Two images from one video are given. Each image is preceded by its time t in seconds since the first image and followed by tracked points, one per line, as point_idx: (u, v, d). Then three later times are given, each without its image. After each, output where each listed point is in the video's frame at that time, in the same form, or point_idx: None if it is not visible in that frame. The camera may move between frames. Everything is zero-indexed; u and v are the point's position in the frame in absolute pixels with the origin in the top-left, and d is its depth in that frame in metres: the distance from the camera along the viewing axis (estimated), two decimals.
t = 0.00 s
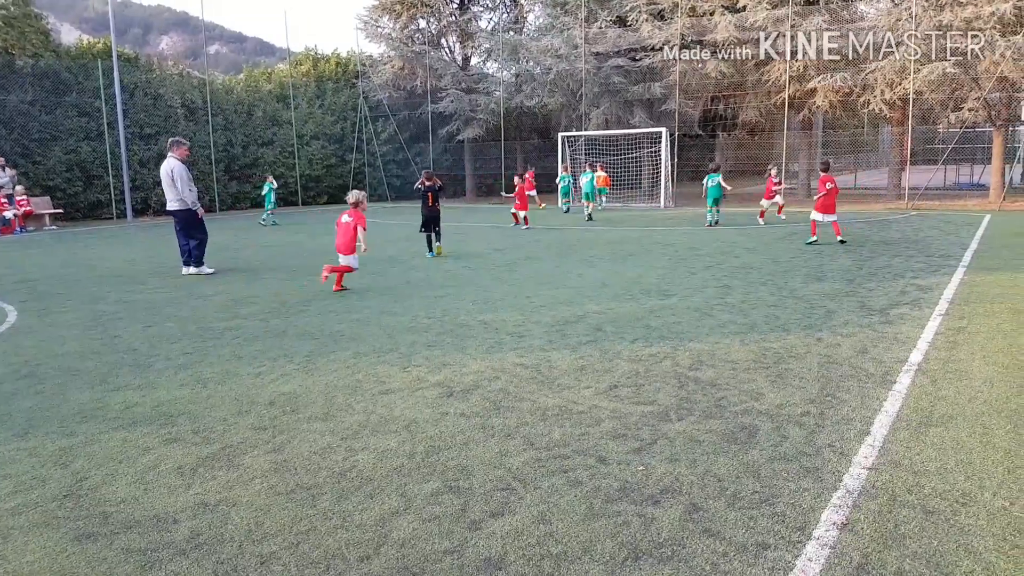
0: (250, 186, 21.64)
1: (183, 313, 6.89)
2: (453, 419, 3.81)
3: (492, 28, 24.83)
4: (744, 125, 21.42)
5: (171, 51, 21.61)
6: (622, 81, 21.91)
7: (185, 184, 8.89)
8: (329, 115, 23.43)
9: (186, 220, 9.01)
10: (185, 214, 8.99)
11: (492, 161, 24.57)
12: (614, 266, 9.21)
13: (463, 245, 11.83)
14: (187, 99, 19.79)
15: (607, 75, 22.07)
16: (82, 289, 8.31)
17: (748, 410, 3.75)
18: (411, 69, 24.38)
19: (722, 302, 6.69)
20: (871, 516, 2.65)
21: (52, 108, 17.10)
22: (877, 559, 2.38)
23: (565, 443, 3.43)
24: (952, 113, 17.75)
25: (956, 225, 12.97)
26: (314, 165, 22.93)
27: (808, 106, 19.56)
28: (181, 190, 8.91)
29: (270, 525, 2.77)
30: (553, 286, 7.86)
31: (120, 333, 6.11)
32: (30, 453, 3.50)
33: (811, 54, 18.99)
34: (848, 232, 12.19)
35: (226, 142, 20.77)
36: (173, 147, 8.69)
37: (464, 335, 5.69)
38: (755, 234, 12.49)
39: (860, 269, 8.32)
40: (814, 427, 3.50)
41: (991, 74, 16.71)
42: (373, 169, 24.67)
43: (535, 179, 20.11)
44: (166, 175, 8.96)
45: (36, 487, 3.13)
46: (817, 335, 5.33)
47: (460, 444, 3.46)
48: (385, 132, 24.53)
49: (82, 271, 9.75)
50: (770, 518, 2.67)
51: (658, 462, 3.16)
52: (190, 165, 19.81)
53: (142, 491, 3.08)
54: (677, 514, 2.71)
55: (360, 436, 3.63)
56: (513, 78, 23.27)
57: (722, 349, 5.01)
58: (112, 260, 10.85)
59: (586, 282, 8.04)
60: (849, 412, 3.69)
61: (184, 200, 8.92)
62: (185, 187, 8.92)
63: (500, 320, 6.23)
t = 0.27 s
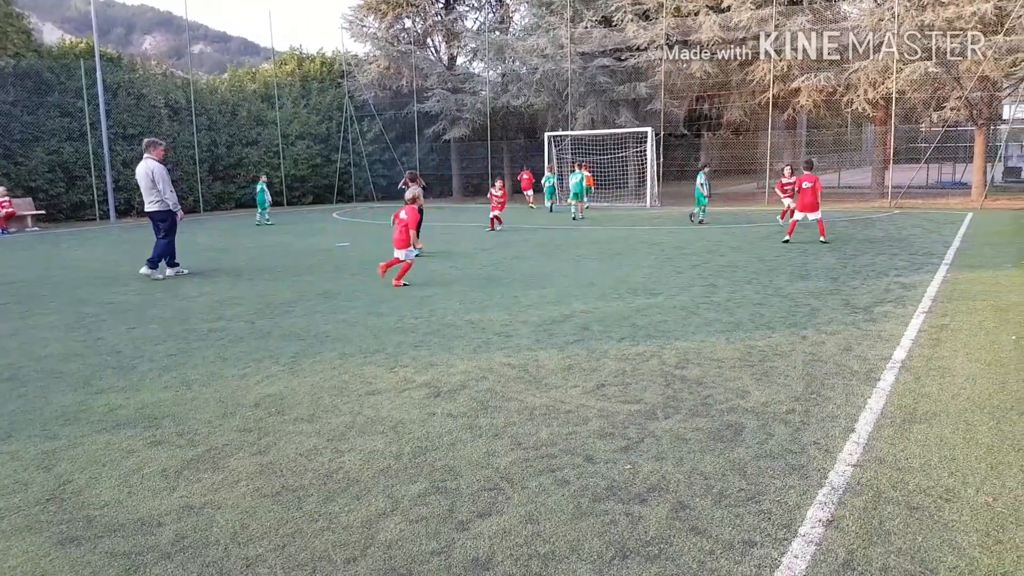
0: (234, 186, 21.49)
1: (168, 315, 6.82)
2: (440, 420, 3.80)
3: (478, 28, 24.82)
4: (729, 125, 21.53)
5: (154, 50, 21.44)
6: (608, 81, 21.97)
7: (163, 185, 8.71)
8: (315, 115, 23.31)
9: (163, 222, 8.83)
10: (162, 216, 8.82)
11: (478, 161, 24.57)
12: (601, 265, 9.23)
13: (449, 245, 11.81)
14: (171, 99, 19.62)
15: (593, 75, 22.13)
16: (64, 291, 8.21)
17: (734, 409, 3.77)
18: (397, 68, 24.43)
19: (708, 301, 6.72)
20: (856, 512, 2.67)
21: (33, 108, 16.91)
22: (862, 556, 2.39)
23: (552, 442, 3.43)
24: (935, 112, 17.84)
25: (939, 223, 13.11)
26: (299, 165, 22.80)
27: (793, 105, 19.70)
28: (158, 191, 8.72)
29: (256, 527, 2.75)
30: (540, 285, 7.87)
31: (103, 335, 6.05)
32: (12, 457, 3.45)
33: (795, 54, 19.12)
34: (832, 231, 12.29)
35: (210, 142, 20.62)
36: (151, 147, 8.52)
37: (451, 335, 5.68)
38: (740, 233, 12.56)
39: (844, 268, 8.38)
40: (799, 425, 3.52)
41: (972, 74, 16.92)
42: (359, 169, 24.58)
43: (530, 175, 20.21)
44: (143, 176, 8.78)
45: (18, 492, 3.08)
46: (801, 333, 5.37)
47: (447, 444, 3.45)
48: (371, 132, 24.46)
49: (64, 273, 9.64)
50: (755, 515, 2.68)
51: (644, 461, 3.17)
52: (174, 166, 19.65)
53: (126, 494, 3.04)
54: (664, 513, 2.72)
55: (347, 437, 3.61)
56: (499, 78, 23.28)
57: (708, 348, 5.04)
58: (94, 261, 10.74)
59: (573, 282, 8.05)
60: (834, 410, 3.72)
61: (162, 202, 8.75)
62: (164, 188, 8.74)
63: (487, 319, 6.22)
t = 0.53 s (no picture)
0: (220, 187, 21.34)
1: (154, 315, 6.77)
2: (427, 421, 3.78)
3: (465, 29, 24.81)
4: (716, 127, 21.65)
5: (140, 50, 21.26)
6: (595, 83, 22.05)
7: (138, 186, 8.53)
8: (301, 115, 23.21)
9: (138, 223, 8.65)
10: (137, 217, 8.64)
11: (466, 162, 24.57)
12: (588, 266, 9.24)
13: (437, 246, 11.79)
14: (157, 99, 19.47)
15: (580, 77, 22.19)
16: (48, 292, 8.12)
17: (720, 410, 3.79)
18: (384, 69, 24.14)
19: (695, 302, 6.75)
20: (842, 514, 2.68)
21: (18, 107, 16.75)
22: (848, 557, 2.41)
23: (539, 444, 3.43)
24: (919, 116, 18.02)
25: (923, 225, 13.23)
26: (286, 165, 22.69)
27: (778, 108, 19.84)
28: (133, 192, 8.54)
29: (242, 529, 2.73)
30: (527, 286, 7.88)
31: (88, 336, 5.99)
32: None
33: (782, 57, 19.26)
34: (818, 233, 12.37)
35: (196, 142, 20.48)
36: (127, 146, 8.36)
37: (439, 337, 5.66)
38: (727, 234, 12.63)
39: (830, 270, 8.45)
40: (785, 426, 3.54)
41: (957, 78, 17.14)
42: (346, 170, 24.51)
43: (519, 178, 20.22)
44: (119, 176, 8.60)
45: (2, 494, 3.05)
46: (788, 335, 5.40)
47: (434, 446, 3.44)
48: (358, 132, 24.39)
49: (48, 273, 9.54)
50: (742, 516, 2.69)
51: (632, 462, 3.17)
52: (159, 166, 19.50)
53: (111, 497, 3.01)
54: (651, 514, 2.72)
55: (334, 439, 3.59)
56: (486, 79, 23.29)
57: (695, 349, 5.05)
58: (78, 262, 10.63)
59: (561, 283, 8.05)
60: (820, 411, 3.74)
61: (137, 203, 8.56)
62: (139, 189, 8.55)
63: (474, 321, 6.21)
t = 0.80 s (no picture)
0: (210, 188, 21.22)
1: (145, 317, 6.72)
2: (419, 421, 3.77)
3: (455, 28, 24.76)
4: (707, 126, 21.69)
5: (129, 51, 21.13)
6: (585, 82, 22.09)
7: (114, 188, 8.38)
8: (291, 115, 23.12)
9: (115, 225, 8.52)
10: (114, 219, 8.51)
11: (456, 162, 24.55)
12: (579, 266, 9.24)
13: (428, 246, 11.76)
14: (147, 100, 19.35)
15: (570, 76, 22.20)
16: (37, 293, 8.05)
17: (712, 408, 3.79)
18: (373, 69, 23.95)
19: (686, 301, 6.76)
20: (835, 511, 2.69)
21: (6, 109, 16.62)
22: (841, 554, 2.41)
23: (532, 443, 3.41)
24: (910, 113, 18.12)
25: (913, 222, 13.30)
26: (276, 166, 22.60)
27: (768, 106, 19.89)
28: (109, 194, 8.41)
29: (235, 529, 2.71)
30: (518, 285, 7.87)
31: (78, 338, 5.94)
32: None
33: (772, 56, 19.32)
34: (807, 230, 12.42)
35: (186, 143, 20.36)
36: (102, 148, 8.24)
37: (430, 337, 5.64)
38: (717, 233, 12.66)
39: (820, 267, 8.48)
40: (777, 424, 3.55)
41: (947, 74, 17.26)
42: (336, 170, 24.46)
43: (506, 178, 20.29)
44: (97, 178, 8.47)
45: None
46: (778, 333, 5.42)
47: (426, 446, 3.43)
48: (348, 132, 24.33)
49: (37, 275, 9.46)
50: (735, 514, 2.69)
51: (624, 461, 3.17)
52: (149, 167, 19.38)
53: (103, 498, 2.98)
54: (644, 512, 2.71)
55: (326, 439, 3.57)
56: (476, 78, 23.27)
57: (686, 347, 5.06)
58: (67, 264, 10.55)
59: (552, 282, 8.05)
60: (811, 409, 3.75)
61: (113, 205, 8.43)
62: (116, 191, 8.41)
63: (465, 320, 6.20)
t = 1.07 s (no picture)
0: (210, 186, 21.18)
1: (145, 314, 6.71)
2: (418, 419, 3.76)
3: (454, 26, 24.72)
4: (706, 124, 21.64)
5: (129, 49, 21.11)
6: (584, 79, 22.10)
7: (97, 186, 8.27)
8: (290, 113, 23.09)
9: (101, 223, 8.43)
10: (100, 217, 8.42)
11: (456, 160, 24.54)
12: (578, 264, 9.22)
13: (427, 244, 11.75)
14: (146, 98, 19.32)
15: (570, 73, 22.19)
16: (37, 291, 8.04)
17: (712, 406, 3.78)
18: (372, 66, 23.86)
19: (685, 299, 6.75)
20: (835, 509, 2.68)
21: (7, 106, 16.60)
22: (841, 552, 2.41)
23: (531, 441, 3.41)
24: (910, 110, 18.12)
25: (912, 220, 13.28)
26: (276, 163, 22.57)
27: (768, 104, 19.86)
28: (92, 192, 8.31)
29: (234, 526, 2.70)
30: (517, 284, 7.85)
31: (78, 335, 5.93)
32: None
33: (772, 53, 19.29)
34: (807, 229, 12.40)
35: (185, 141, 20.31)
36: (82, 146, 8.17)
37: (430, 335, 5.63)
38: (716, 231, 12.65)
39: (820, 266, 8.47)
40: (777, 422, 3.54)
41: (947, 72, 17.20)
42: (336, 168, 24.45)
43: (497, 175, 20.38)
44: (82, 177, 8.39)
45: None
46: (779, 331, 5.41)
47: (425, 443, 3.42)
48: (347, 130, 24.31)
49: (37, 272, 9.45)
50: (735, 512, 2.68)
51: (623, 459, 3.16)
52: (149, 165, 19.35)
53: (103, 494, 2.97)
54: (643, 510, 2.71)
55: (325, 436, 3.56)
56: (475, 76, 23.22)
57: (686, 345, 5.05)
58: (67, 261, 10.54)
59: (551, 280, 8.03)
60: (811, 407, 3.75)
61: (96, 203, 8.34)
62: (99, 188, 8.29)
63: (464, 318, 6.19)
